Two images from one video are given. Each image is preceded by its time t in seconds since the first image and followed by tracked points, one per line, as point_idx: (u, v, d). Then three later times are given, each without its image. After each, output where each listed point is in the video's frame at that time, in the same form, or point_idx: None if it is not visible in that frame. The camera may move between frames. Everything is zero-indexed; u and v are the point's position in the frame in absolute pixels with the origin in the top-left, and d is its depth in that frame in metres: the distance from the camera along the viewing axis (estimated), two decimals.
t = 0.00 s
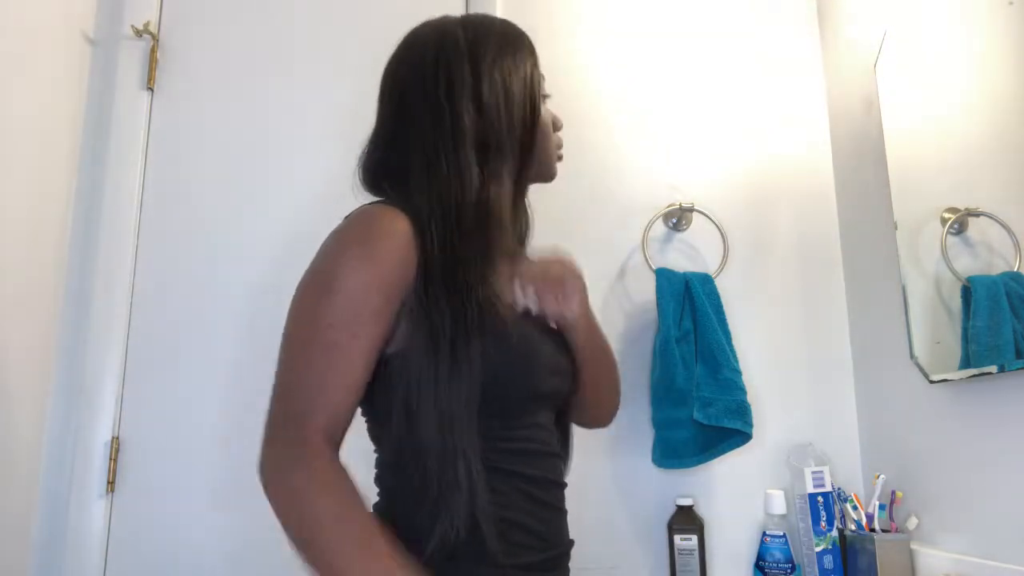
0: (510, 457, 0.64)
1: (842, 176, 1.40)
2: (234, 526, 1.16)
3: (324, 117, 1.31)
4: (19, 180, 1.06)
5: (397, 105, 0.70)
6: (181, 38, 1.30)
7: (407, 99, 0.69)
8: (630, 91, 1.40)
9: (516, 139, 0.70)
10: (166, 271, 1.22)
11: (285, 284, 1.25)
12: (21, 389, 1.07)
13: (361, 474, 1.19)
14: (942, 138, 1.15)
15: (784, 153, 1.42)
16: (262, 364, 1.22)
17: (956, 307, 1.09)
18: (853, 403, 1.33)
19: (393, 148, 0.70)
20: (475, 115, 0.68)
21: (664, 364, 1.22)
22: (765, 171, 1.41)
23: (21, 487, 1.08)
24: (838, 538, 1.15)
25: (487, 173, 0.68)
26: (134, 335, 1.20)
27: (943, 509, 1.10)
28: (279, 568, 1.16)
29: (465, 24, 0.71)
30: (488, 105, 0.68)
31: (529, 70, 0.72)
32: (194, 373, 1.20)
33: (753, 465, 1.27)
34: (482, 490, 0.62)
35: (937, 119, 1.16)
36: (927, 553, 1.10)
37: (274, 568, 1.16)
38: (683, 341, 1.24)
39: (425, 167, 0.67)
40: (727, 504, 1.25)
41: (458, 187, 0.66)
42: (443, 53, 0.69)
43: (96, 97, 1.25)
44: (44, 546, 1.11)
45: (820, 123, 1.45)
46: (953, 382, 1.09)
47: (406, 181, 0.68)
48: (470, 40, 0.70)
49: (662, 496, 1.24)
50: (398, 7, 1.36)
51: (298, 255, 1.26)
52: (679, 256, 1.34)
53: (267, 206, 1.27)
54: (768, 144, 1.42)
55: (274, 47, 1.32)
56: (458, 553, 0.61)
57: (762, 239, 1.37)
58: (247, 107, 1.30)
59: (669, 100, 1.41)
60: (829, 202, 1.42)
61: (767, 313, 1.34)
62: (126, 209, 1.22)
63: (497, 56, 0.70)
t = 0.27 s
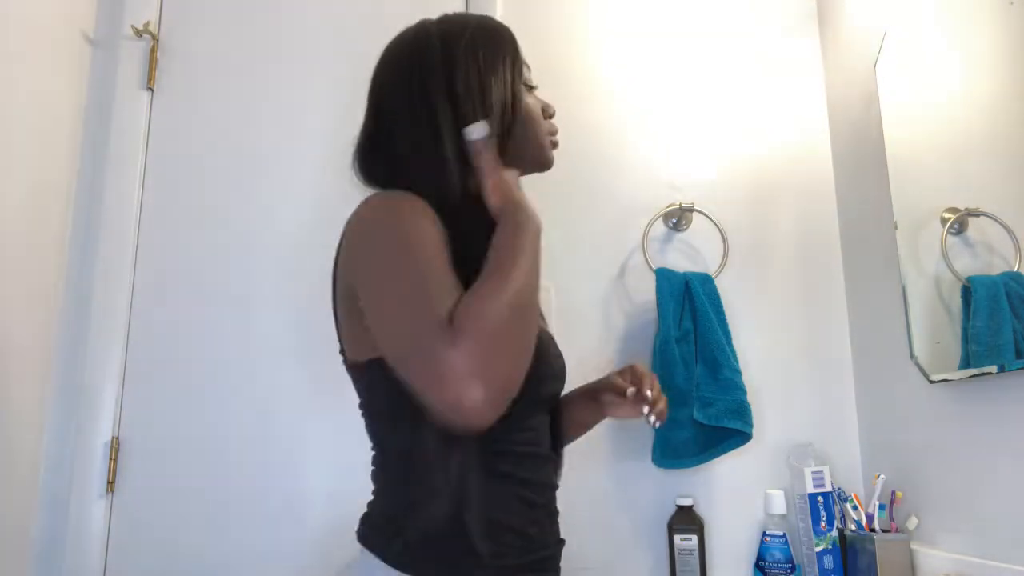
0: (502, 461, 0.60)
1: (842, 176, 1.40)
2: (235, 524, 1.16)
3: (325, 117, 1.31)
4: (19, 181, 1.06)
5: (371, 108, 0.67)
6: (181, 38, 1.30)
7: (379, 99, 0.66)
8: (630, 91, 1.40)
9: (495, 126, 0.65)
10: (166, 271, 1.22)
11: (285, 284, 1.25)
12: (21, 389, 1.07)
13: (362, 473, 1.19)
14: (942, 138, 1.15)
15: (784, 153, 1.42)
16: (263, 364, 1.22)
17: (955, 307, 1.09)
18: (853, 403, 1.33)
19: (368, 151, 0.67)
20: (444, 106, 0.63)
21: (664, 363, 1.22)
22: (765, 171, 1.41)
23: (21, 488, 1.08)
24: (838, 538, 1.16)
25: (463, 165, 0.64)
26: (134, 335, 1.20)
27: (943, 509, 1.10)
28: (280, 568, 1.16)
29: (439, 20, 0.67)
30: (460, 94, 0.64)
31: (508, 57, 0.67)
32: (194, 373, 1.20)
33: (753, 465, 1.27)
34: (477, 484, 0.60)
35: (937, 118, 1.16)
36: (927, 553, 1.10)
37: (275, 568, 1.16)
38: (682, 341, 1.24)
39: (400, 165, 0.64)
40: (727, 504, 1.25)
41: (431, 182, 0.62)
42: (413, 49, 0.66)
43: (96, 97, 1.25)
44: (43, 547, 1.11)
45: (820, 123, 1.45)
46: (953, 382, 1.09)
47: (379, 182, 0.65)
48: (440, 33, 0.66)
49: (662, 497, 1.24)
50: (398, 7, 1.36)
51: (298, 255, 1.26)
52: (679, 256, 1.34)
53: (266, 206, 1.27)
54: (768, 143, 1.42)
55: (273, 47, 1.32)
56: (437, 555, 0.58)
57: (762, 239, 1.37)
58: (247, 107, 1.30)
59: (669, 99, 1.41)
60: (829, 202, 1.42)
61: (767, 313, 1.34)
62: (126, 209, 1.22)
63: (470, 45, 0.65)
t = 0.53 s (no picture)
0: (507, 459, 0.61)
1: (842, 176, 1.40)
2: (236, 524, 1.17)
3: (325, 117, 1.31)
4: (19, 181, 1.06)
5: (397, 111, 0.66)
6: (181, 38, 1.30)
7: (405, 102, 0.66)
8: (630, 90, 1.40)
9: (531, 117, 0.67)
10: (166, 271, 1.22)
11: (285, 284, 1.25)
12: (21, 389, 1.07)
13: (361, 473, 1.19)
14: (942, 138, 1.15)
15: (784, 153, 1.42)
16: (263, 364, 1.22)
17: (955, 307, 1.09)
18: (853, 403, 1.33)
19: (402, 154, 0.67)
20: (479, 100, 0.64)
21: (664, 363, 1.22)
22: (765, 171, 1.41)
23: (21, 488, 1.08)
24: (838, 538, 1.15)
25: (507, 157, 0.65)
26: (134, 335, 1.20)
27: (943, 509, 1.10)
28: (280, 568, 1.16)
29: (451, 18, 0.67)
30: (492, 87, 0.64)
31: (524, 50, 0.69)
32: (194, 373, 1.20)
33: (753, 465, 1.27)
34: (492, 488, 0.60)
35: (937, 118, 1.17)
36: (927, 553, 1.10)
37: (275, 568, 1.16)
38: (682, 341, 1.24)
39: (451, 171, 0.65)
40: (727, 504, 1.25)
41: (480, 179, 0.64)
42: (433, 50, 0.65)
43: (96, 97, 1.25)
44: (43, 547, 1.11)
45: (820, 123, 1.45)
46: (953, 382, 1.09)
47: (422, 185, 0.65)
48: (457, 30, 0.66)
49: (662, 497, 1.24)
50: (398, 7, 1.36)
51: (298, 255, 1.26)
52: (679, 256, 1.34)
53: (266, 206, 1.27)
54: (768, 143, 1.42)
55: (273, 46, 1.32)
56: (437, 552, 0.57)
57: (762, 238, 1.37)
58: (247, 107, 1.30)
59: (669, 99, 1.41)
60: (829, 202, 1.42)
61: (767, 313, 1.34)
62: (126, 209, 1.22)
63: (490, 40, 0.66)
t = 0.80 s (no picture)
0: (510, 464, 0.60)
1: (842, 176, 1.40)
2: (236, 524, 1.17)
3: (325, 117, 1.31)
4: (19, 181, 1.06)
5: (396, 109, 0.68)
6: (180, 38, 1.30)
7: (404, 99, 0.67)
8: (631, 90, 1.40)
9: (529, 117, 0.66)
10: (166, 271, 1.22)
11: (285, 284, 1.25)
12: (20, 389, 1.06)
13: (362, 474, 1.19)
14: (942, 138, 1.15)
15: (783, 153, 1.42)
16: (263, 364, 1.22)
17: (955, 307, 1.09)
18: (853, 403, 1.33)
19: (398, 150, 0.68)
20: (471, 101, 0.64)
21: (664, 363, 1.22)
22: (764, 170, 1.41)
23: (21, 488, 1.08)
24: (838, 538, 1.15)
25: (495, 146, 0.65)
26: (134, 335, 1.20)
27: (943, 509, 1.10)
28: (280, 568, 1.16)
29: (458, 18, 0.68)
30: (487, 89, 0.64)
31: (530, 53, 0.68)
32: (194, 373, 1.20)
33: (753, 466, 1.27)
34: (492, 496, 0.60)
35: (937, 118, 1.16)
36: (927, 553, 1.09)
37: (275, 568, 1.16)
38: (682, 341, 1.24)
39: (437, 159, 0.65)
40: (727, 504, 1.25)
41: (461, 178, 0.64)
42: (435, 45, 0.66)
43: (96, 97, 1.25)
44: (43, 547, 1.11)
45: (820, 122, 1.45)
46: (953, 382, 1.09)
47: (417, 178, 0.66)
48: (461, 30, 0.66)
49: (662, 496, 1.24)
50: (398, 7, 1.37)
51: (298, 255, 1.26)
52: (679, 256, 1.34)
53: (266, 206, 1.27)
54: (768, 143, 1.42)
55: (273, 46, 1.32)
56: (438, 552, 0.58)
57: (762, 238, 1.37)
58: (248, 107, 1.30)
59: (669, 99, 1.41)
60: (829, 201, 1.41)
61: (767, 313, 1.34)
62: (126, 209, 1.22)
63: (494, 40, 0.66)
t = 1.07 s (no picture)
0: (519, 465, 0.60)
1: (842, 176, 1.40)
2: (236, 524, 1.17)
3: (325, 117, 1.31)
4: (19, 181, 1.06)
5: (392, 106, 0.68)
6: (180, 38, 1.30)
7: (403, 99, 0.67)
8: (631, 90, 1.40)
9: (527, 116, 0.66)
10: (166, 271, 1.22)
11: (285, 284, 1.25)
12: (20, 390, 1.06)
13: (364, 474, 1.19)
14: (943, 138, 1.15)
15: (783, 152, 1.42)
16: (263, 364, 1.22)
17: (955, 307, 1.09)
18: (853, 403, 1.33)
19: (394, 147, 0.68)
20: (466, 101, 0.64)
21: (664, 363, 1.22)
22: (765, 170, 1.41)
23: (21, 488, 1.08)
24: (838, 538, 1.16)
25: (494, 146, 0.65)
26: (134, 335, 1.19)
27: (943, 509, 1.10)
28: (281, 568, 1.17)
29: (456, 18, 0.67)
30: (484, 91, 0.64)
31: (527, 54, 0.68)
32: (194, 373, 1.20)
33: (753, 466, 1.27)
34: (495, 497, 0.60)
35: (937, 118, 1.16)
36: (927, 553, 1.10)
37: (275, 568, 1.16)
38: (682, 341, 1.24)
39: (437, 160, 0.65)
40: (727, 504, 1.25)
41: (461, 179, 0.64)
42: (433, 45, 0.66)
43: (96, 96, 1.25)
44: (43, 548, 1.11)
45: (820, 122, 1.45)
46: (953, 382, 1.09)
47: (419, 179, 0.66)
48: (459, 30, 0.66)
49: (662, 496, 1.24)
50: (398, 7, 1.36)
51: (298, 255, 1.26)
52: (679, 256, 1.34)
53: (266, 206, 1.27)
54: (768, 143, 1.42)
55: (274, 46, 1.32)
56: (440, 552, 0.58)
57: (762, 238, 1.37)
58: (247, 107, 1.30)
59: (669, 99, 1.41)
60: (829, 201, 1.42)
61: (767, 313, 1.34)
62: (126, 209, 1.22)
63: (490, 40, 0.66)
